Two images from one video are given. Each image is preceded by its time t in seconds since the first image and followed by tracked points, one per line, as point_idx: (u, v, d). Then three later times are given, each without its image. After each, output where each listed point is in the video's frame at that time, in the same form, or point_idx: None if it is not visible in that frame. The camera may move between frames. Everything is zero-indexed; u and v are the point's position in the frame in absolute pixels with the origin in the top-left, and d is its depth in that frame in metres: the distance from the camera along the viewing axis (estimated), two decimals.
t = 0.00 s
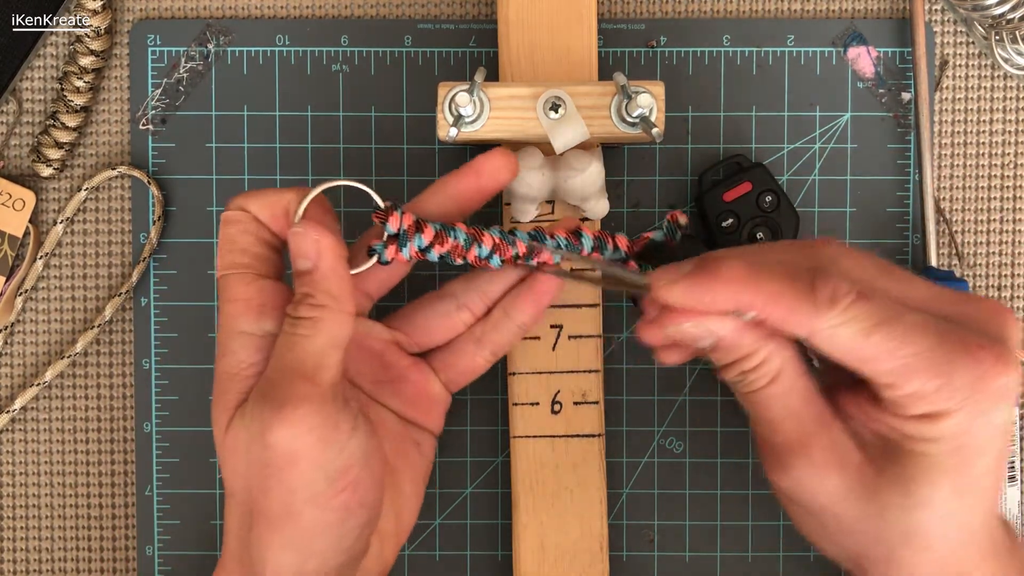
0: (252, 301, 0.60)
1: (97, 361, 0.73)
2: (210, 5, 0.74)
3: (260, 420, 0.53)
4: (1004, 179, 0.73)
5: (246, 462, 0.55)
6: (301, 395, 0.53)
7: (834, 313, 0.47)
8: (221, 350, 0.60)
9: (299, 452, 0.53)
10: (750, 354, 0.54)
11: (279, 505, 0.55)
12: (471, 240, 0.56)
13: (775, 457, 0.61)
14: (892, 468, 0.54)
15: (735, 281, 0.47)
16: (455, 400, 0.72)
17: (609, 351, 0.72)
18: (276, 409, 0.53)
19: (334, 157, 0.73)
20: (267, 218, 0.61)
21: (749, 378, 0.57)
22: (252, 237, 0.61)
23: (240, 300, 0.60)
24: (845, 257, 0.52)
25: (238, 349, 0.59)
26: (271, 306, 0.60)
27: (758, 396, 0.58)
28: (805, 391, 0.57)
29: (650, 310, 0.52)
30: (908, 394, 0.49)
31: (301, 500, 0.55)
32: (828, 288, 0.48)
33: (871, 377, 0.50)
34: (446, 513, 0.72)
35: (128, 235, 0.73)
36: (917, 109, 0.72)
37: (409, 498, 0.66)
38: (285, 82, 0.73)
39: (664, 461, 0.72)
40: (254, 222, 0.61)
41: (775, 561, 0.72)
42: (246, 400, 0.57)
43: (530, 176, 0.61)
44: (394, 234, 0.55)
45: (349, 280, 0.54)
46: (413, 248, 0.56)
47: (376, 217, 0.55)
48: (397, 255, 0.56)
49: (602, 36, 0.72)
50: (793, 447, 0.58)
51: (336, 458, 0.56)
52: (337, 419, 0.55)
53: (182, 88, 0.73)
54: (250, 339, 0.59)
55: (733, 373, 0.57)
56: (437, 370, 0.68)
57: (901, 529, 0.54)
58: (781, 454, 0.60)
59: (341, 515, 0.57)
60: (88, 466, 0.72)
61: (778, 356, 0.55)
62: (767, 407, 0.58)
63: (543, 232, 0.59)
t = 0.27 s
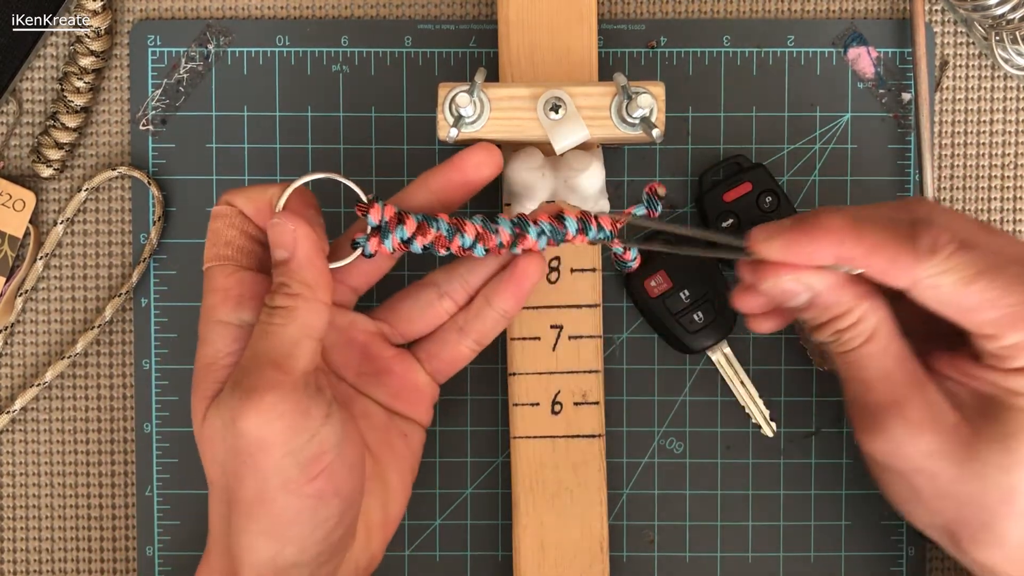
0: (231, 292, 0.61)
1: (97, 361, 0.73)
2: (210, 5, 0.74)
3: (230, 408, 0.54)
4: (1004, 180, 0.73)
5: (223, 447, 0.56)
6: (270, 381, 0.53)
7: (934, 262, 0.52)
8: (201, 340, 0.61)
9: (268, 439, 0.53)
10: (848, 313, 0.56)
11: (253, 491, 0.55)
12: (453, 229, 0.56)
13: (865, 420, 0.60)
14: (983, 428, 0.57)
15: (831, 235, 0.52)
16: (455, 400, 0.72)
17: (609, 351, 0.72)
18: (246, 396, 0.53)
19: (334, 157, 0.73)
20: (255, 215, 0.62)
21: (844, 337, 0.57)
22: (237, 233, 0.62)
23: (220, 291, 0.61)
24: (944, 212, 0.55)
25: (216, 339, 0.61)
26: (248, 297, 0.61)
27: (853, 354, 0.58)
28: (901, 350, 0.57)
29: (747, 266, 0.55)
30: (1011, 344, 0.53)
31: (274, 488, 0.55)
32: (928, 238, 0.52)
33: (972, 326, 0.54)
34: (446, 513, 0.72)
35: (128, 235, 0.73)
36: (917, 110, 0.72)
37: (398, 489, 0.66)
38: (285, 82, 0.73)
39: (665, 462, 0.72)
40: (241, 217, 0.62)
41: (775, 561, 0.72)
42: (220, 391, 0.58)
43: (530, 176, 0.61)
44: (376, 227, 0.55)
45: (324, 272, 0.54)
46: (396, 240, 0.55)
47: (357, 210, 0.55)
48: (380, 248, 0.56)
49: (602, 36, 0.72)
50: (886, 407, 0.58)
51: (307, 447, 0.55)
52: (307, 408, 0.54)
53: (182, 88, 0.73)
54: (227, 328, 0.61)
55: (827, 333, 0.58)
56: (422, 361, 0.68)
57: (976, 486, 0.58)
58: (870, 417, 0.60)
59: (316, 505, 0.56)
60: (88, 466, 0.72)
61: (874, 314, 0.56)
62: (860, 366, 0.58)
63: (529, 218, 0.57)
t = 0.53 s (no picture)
0: (258, 299, 0.61)
1: (97, 361, 0.73)
2: (210, 5, 0.74)
3: (256, 448, 0.52)
4: (1004, 180, 0.73)
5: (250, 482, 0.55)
6: (303, 436, 0.51)
7: (955, 273, 0.50)
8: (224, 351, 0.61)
9: (291, 486, 0.52)
10: (845, 345, 0.52)
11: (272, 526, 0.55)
12: (475, 235, 0.53)
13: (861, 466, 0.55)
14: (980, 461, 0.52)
15: (841, 248, 0.51)
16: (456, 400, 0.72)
17: (609, 351, 0.72)
18: (277, 444, 0.52)
19: (334, 157, 0.73)
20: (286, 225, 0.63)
21: (841, 373, 0.53)
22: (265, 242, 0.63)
23: (248, 298, 0.61)
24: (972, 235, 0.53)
25: (238, 350, 0.60)
26: (275, 305, 0.62)
27: (851, 395, 0.53)
28: (897, 391, 0.53)
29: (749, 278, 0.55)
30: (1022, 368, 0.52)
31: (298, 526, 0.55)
32: (947, 250, 0.51)
33: (986, 347, 0.52)
34: (446, 513, 0.72)
35: (128, 235, 0.73)
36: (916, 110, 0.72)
37: (415, 502, 0.65)
38: (285, 82, 0.73)
39: (664, 461, 0.72)
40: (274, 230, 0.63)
41: (775, 561, 0.72)
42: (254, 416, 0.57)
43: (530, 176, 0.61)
44: (398, 235, 0.53)
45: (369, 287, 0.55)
46: (419, 248, 0.53)
47: (380, 219, 0.54)
48: (403, 258, 0.54)
49: (602, 36, 0.72)
50: (884, 452, 0.53)
51: (329, 492, 0.55)
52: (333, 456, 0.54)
53: (182, 88, 0.73)
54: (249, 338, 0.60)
55: (821, 368, 0.54)
56: (447, 372, 0.68)
57: (975, 530, 0.53)
58: (864, 465, 0.54)
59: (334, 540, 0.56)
60: (88, 466, 0.72)
61: (871, 350, 0.52)
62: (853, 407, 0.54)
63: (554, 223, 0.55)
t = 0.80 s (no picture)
0: (281, 315, 0.61)
1: (97, 361, 0.73)
2: (210, 5, 0.74)
3: (272, 464, 0.52)
4: (1004, 180, 0.73)
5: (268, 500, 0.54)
6: (313, 440, 0.52)
7: (788, 334, 0.47)
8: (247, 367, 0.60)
9: (311, 497, 0.52)
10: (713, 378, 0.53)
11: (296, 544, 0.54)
12: (501, 244, 0.56)
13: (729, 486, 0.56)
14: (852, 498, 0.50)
15: (692, 296, 0.49)
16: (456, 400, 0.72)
17: (609, 351, 0.72)
18: (288, 455, 0.51)
19: (334, 156, 0.73)
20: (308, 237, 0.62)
21: (708, 404, 0.54)
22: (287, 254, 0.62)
23: (271, 314, 0.61)
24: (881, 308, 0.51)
25: (261, 366, 0.59)
26: (299, 322, 0.61)
27: (717, 424, 0.55)
28: (768, 423, 0.54)
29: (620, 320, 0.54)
30: (858, 425, 0.48)
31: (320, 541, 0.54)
32: (782, 309, 0.47)
33: (824, 403, 0.49)
34: (446, 513, 0.72)
35: (128, 235, 0.73)
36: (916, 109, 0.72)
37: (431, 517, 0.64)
38: (284, 82, 0.73)
39: (664, 461, 0.72)
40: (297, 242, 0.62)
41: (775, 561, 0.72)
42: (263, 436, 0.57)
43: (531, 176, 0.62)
44: (424, 247, 0.54)
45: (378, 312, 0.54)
46: (443, 259, 0.55)
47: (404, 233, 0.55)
48: (427, 268, 0.55)
49: (602, 36, 0.72)
50: (744, 479, 0.54)
51: (351, 502, 0.54)
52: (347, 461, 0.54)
53: (182, 87, 0.73)
54: (270, 354, 0.60)
55: (692, 398, 0.55)
56: (464, 385, 0.67)
57: (853, 557, 0.51)
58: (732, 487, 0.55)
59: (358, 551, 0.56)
60: (88, 466, 0.72)
61: (740, 381, 0.53)
62: (725, 437, 0.54)
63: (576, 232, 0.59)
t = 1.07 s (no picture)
0: (275, 311, 0.60)
1: (97, 361, 0.73)
2: (210, 5, 0.74)
3: (273, 448, 0.53)
4: (1004, 180, 0.73)
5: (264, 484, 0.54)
6: (318, 422, 0.52)
7: (839, 285, 0.50)
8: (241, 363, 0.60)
9: (315, 481, 0.53)
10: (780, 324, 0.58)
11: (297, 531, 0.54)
12: (497, 245, 0.57)
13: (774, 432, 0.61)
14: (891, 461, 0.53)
15: (751, 248, 0.52)
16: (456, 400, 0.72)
17: (609, 351, 0.72)
18: (293, 436, 0.52)
19: (334, 156, 0.73)
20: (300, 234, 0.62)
21: (772, 348, 0.60)
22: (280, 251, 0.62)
23: (263, 309, 0.60)
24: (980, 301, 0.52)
25: (255, 362, 0.60)
26: (293, 318, 0.60)
27: (776, 367, 0.60)
28: (822, 375, 0.59)
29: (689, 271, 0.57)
30: (903, 381, 0.50)
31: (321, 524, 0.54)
32: (835, 261, 0.51)
33: (872, 356, 0.51)
34: (446, 513, 0.72)
35: (128, 235, 0.73)
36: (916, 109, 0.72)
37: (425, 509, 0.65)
38: (284, 82, 0.73)
39: (664, 461, 0.72)
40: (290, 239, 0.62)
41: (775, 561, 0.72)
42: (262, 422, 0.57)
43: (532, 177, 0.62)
44: (421, 249, 0.55)
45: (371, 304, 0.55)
46: (441, 260, 0.56)
47: (399, 235, 0.55)
48: (425, 270, 0.56)
49: (602, 36, 0.72)
50: (791, 426, 0.59)
51: (352, 486, 0.55)
52: (354, 445, 0.55)
53: (182, 88, 0.73)
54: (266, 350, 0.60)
55: (759, 343, 0.60)
56: (455, 379, 0.68)
57: (888, 518, 0.54)
58: (781, 435, 0.60)
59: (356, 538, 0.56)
60: (88, 466, 0.72)
61: (803, 332, 0.58)
62: (778, 382, 0.60)
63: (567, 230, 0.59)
